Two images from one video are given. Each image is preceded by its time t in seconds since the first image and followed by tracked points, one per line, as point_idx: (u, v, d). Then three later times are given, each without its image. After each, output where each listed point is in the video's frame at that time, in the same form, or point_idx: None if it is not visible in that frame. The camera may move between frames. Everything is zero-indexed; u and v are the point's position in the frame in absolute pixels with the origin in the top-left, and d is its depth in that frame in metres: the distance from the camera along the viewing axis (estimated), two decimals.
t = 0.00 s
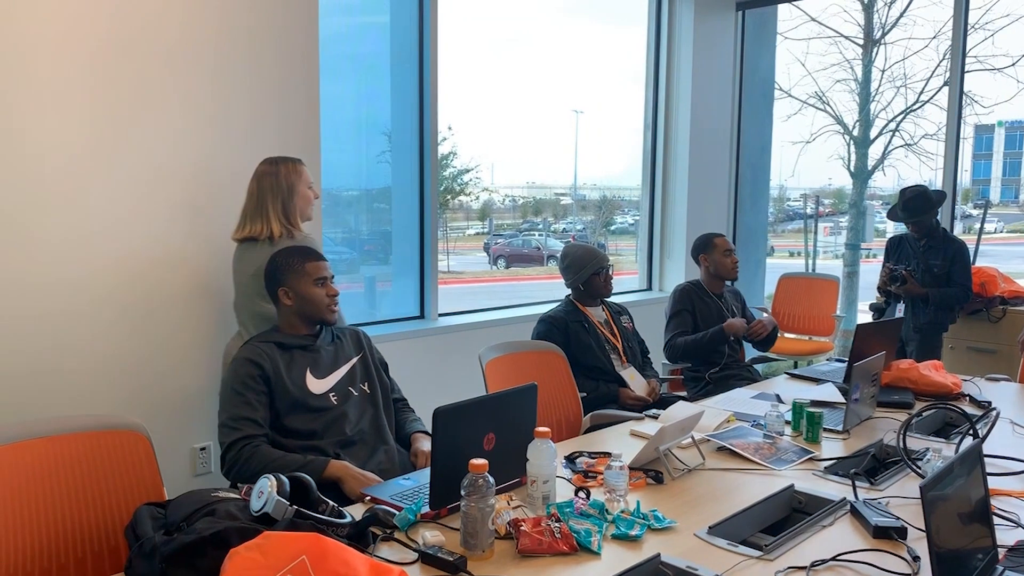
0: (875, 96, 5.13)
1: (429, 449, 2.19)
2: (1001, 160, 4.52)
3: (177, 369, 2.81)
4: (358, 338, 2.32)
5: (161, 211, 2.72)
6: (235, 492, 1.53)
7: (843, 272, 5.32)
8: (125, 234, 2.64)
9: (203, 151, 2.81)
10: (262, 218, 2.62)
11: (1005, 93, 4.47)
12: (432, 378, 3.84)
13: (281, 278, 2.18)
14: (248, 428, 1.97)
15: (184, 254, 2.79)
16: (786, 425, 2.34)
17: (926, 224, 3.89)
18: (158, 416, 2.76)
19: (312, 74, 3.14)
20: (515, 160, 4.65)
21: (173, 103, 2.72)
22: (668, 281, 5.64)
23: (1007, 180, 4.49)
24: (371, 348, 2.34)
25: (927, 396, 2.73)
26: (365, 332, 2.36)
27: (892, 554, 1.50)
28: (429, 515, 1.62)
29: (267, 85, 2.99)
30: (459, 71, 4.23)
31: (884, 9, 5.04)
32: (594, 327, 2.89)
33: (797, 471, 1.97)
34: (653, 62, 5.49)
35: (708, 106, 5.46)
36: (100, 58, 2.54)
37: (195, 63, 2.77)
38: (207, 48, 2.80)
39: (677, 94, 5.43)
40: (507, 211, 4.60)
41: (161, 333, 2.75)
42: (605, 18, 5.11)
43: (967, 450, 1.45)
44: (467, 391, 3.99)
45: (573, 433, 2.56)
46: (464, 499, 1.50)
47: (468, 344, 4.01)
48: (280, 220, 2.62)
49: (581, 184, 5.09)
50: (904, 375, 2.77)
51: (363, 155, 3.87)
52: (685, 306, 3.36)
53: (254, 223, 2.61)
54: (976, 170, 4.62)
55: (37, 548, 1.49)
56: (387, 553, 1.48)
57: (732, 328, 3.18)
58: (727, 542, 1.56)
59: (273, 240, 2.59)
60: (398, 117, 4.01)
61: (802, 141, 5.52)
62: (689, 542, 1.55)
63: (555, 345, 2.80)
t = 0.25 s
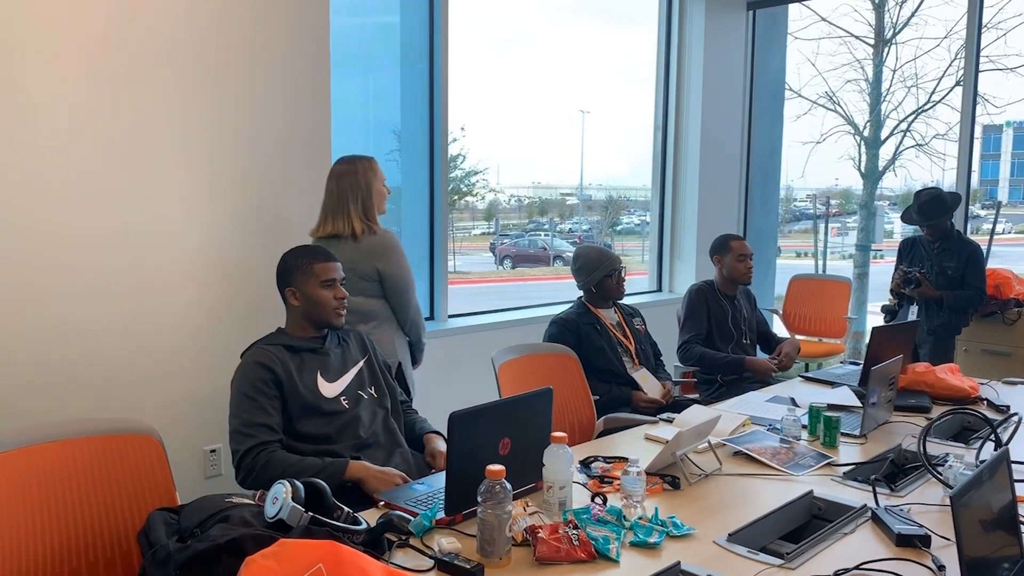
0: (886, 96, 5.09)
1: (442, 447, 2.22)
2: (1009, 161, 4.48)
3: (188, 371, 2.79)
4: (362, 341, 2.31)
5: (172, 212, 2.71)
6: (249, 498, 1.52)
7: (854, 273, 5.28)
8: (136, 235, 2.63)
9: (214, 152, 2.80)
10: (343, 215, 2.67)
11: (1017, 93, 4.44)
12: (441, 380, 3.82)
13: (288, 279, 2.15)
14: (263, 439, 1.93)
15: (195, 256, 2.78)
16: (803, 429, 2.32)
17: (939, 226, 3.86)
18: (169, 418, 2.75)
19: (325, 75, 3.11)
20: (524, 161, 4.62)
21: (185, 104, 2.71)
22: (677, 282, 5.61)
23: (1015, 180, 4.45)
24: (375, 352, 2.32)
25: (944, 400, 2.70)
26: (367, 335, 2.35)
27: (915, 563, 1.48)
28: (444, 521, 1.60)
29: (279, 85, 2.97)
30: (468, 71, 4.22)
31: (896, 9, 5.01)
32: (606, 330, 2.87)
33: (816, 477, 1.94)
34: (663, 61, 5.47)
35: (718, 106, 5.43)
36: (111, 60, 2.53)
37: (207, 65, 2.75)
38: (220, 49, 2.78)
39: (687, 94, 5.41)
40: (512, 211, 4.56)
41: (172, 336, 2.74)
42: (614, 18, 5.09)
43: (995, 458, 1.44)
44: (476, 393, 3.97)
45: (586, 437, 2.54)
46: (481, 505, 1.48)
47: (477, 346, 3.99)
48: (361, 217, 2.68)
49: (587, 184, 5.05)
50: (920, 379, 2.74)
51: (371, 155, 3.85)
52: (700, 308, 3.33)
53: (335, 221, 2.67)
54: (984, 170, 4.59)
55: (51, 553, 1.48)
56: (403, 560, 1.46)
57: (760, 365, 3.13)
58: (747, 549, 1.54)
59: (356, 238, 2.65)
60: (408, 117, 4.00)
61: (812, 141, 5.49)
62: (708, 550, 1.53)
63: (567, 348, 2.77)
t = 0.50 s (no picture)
0: (894, 97, 5.06)
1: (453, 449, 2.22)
2: (1015, 161, 4.45)
3: (198, 371, 2.78)
4: (379, 341, 2.28)
5: (183, 211, 2.70)
6: (264, 500, 1.51)
7: (863, 273, 5.25)
8: (147, 234, 2.62)
9: (225, 152, 2.79)
10: (399, 215, 2.78)
11: None
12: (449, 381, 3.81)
13: (328, 270, 2.08)
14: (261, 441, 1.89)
15: (205, 256, 2.77)
16: (817, 431, 2.30)
17: (950, 228, 3.85)
18: (178, 418, 2.74)
19: (334, 74, 3.09)
20: (531, 161, 4.60)
21: (197, 103, 2.70)
22: (684, 283, 5.59)
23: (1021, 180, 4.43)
24: (390, 356, 2.31)
25: (958, 402, 2.68)
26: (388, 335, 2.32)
27: (938, 567, 1.46)
28: (459, 523, 1.59)
29: (290, 84, 2.96)
30: (475, 71, 4.20)
31: (905, 9, 4.98)
32: (618, 331, 2.85)
33: (832, 479, 1.92)
34: (671, 61, 5.45)
35: (725, 106, 5.41)
36: (119, 60, 2.51)
37: (216, 65, 2.74)
38: (228, 49, 2.77)
39: (695, 94, 5.40)
40: (517, 211, 4.52)
41: (180, 336, 2.73)
42: (622, 18, 5.07)
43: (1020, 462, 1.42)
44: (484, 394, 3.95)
45: (598, 438, 2.53)
46: (498, 508, 1.46)
47: (485, 347, 3.98)
48: (415, 218, 2.78)
49: (590, 184, 5.00)
50: (935, 381, 2.72)
51: (378, 155, 3.83)
52: (718, 309, 3.31)
53: (390, 220, 2.77)
54: (990, 172, 4.57)
55: (64, 554, 1.46)
56: (418, 562, 1.45)
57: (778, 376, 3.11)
58: (767, 553, 1.52)
59: (408, 236, 2.76)
60: (416, 117, 3.98)
61: (821, 141, 5.46)
62: (728, 553, 1.51)
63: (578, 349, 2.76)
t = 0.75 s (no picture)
0: (902, 97, 5.04)
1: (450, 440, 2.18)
2: (1019, 161, 4.47)
3: (207, 371, 2.78)
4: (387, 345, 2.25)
5: (193, 212, 2.70)
6: (278, 501, 1.50)
7: (870, 275, 5.22)
8: (157, 235, 2.62)
9: (235, 152, 2.79)
10: (454, 222, 2.89)
11: None
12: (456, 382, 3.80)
13: (342, 270, 2.04)
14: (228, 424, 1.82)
15: (214, 258, 2.76)
16: (830, 433, 2.29)
17: (960, 229, 3.84)
18: (187, 418, 2.74)
19: (343, 75, 3.08)
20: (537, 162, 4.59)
21: (207, 103, 2.70)
22: (691, 284, 5.58)
23: None
24: (396, 362, 2.28)
25: (970, 404, 2.67)
26: (394, 340, 2.29)
27: (956, 571, 1.45)
28: (472, 526, 1.58)
29: (300, 85, 2.95)
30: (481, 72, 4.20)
31: (912, 9, 4.97)
32: (627, 332, 2.85)
33: (846, 482, 1.91)
34: (678, 62, 5.44)
35: (732, 107, 5.39)
36: (129, 61, 2.51)
37: (225, 66, 2.74)
38: (237, 51, 2.76)
39: (702, 95, 5.39)
40: (520, 212, 4.51)
41: (189, 337, 2.73)
42: (628, 18, 5.06)
43: None
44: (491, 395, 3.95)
45: (608, 440, 2.52)
46: (513, 510, 1.46)
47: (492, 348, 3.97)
48: (471, 224, 2.89)
49: (595, 185, 4.97)
50: (946, 383, 2.70)
51: (385, 156, 3.82)
52: (732, 311, 3.30)
53: (446, 226, 2.88)
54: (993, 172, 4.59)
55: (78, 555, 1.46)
56: (433, 565, 1.45)
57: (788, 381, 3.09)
58: (782, 556, 1.51)
59: (463, 241, 2.86)
60: (423, 118, 3.98)
61: (828, 142, 5.45)
62: (743, 556, 1.50)
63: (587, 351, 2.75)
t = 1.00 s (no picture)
0: (905, 98, 5.02)
1: (407, 428, 2.28)
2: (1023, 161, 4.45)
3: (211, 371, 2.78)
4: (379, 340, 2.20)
5: (196, 212, 2.69)
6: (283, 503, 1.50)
7: (873, 275, 5.20)
8: (160, 235, 2.62)
9: (238, 152, 2.78)
10: (491, 214, 3.07)
11: None
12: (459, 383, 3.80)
13: (332, 265, 2.00)
14: (197, 393, 1.80)
15: (217, 258, 2.76)
16: (835, 433, 2.28)
17: (972, 230, 3.82)
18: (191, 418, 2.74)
19: (346, 76, 3.08)
20: (540, 163, 4.59)
21: (210, 103, 2.70)
22: (695, 284, 5.57)
23: None
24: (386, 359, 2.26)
25: (976, 404, 2.66)
26: (388, 335, 2.23)
27: (964, 572, 1.44)
28: (477, 527, 1.58)
29: (304, 85, 2.95)
30: (484, 73, 4.19)
31: (916, 8, 4.95)
32: (631, 333, 2.84)
33: (852, 482, 1.90)
34: (681, 63, 5.44)
35: (735, 107, 5.38)
36: (132, 62, 2.51)
37: (228, 66, 2.74)
38: (241, 51, 2.76)
39: (706, 95, 5.39)
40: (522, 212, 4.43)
41: (193, 338, 2.73)
42: (632, 19, 5.06)
43: None
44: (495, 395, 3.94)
45: (613, 440, 2.51)
46: (518, 511, 1.45)
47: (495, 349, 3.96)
48: (506, 216, 3.07)
49: (597, 185, 4.95)
50: (952, 383, 2.69)
51: (388, 157, 3.82)
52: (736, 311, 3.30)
53: (484, 218, 3.06)
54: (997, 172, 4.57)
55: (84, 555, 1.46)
56: (438, 566, 1.44)
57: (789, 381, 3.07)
58: (789, 557, 1.50)
59: (501, 231, 3.04)
60: (427, 119, 3.98)
61: (832, 142, 5.43)
62: (749, 557, 1.49)
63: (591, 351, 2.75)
